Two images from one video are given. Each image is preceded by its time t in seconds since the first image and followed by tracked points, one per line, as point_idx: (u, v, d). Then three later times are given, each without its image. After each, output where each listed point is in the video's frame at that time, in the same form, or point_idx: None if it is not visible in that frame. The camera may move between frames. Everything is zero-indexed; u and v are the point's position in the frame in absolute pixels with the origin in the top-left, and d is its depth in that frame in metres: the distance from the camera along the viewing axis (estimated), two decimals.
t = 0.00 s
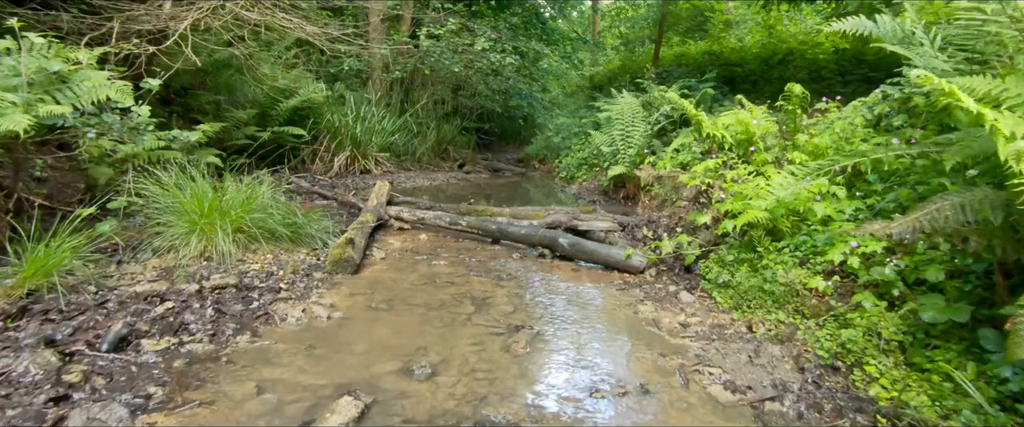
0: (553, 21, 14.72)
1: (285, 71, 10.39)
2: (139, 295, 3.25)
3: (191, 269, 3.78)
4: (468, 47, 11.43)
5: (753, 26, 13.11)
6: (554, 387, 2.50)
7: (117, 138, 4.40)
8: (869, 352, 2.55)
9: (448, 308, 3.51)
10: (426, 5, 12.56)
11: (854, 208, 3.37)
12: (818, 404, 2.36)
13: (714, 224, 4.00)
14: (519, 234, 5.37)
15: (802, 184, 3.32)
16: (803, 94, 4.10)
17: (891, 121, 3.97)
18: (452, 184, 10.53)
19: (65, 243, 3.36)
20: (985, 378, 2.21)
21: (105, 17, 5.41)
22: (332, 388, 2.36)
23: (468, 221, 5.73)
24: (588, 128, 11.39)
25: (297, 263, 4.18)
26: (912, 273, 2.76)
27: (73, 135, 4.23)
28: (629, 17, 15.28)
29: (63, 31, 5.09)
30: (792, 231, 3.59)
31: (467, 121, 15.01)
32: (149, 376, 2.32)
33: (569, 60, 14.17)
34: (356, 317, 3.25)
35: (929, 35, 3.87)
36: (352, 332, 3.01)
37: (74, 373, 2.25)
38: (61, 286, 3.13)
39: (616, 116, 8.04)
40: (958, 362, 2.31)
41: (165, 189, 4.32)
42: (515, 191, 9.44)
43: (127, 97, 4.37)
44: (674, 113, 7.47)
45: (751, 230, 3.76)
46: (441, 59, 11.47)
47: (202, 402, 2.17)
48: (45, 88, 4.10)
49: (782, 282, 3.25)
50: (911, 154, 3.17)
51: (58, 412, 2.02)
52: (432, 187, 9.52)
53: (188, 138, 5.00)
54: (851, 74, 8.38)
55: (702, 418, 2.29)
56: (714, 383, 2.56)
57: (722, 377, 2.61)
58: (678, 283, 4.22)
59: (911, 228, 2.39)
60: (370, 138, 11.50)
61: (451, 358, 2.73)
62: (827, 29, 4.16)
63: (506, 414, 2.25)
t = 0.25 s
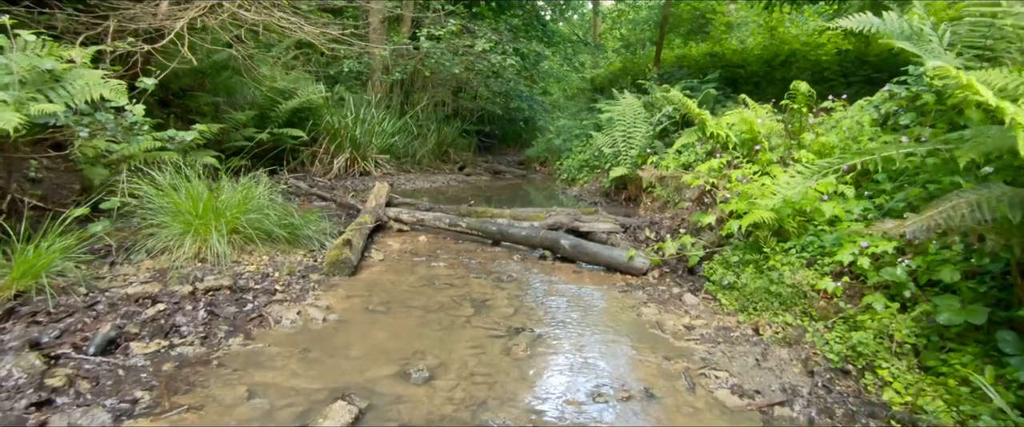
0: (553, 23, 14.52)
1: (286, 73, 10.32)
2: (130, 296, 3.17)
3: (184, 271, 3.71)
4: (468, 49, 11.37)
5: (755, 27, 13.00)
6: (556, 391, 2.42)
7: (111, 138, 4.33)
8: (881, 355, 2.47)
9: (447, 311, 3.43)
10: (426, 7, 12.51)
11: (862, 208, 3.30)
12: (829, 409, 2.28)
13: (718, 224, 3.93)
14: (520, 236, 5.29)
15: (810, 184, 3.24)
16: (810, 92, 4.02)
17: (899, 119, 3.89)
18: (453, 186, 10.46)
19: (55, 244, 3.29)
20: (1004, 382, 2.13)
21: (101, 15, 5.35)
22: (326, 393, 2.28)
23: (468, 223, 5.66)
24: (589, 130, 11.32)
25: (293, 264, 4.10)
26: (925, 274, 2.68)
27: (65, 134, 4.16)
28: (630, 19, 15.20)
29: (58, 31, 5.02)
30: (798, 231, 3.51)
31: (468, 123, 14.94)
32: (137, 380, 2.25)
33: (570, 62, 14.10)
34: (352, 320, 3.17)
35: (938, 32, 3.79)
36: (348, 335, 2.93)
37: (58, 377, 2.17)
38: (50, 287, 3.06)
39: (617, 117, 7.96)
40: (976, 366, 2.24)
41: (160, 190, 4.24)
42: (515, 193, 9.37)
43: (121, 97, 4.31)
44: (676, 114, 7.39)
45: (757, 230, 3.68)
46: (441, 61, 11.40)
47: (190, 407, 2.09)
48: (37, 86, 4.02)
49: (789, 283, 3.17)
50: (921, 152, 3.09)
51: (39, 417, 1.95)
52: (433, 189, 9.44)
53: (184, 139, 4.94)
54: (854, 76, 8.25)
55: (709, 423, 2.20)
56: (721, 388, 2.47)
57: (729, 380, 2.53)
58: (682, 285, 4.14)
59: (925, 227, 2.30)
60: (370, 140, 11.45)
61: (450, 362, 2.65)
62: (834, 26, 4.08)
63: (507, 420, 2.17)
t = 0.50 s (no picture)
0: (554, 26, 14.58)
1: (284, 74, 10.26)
2: (120, 298, 3.09)
3: (177, 272, 3.62)
4: (468, 50, 11.30)
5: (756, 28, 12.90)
6: (557, 396, 2.33)
7: (103, 137, 4.26)
8: (895, 358, 2.38)
9: (445, 313, 3.34)
10: (426, 8, 12.44)
11: (872, 207, 3.21)
12: (841, 414, 2.19)
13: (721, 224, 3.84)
14: (520, 237, 5.20)
15: (818, 182, 3.15)
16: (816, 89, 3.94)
17: (907, 116, 3.80)
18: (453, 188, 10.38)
19: (42, 244, 3.22)
20: None
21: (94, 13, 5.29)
22: (318, 397, 2.20)
23: (468, 224, 5.57)
24: (591, 131, 11.24)
25: (289, 265, 4.02)
26: (939, 274, 2.59)
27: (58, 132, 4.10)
28: (631, 21, 15.11)
29: (51, 28, 4.95)
30: (805, 231, 3.42)
31: (468, 125, 14.87)
32: (121, 384, 2.16)
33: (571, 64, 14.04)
34: (348, 322, 3.09)
35: (947, 27, 3.70)
36: (343, 337, 2.85)
37: (38, 381, 2.09)
38: (36, 289, 2.98)
39: (619, 117, 7.88)
40: (996, 369, 2.15)
41: (153, 190, 4.16)
42: (516, 195, 9.30)
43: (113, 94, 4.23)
44: (678, 114, 7.31)
45: (762, 230, 3.59)
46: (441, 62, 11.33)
47: (175, 413, 2.01)
48: (28, 84, 3.95)
49: (797, 284, 3.09)
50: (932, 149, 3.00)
51: (16, 424, 1.86)
52: (433, 190, 9.37)
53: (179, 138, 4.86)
54: (857, 76, 8.16)
55: None
56: (728, 391, 2.38)
57: (736, 384, 2.44)
58: (686, 286, 4.06)
59: (940, 225, 2.22)
60: (370, 141, 11.39)
61: (447, 365, 2.57)
62: (840, 21, 3.99)
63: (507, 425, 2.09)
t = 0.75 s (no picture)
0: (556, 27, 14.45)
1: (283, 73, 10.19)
2: (108, 299, 3.00)
3: (169, 273, 3.54)
4: (469, 50, 11.22)
5: (758, 28, 12.79)
6: (559, 401, 2.24)
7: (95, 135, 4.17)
8: (911, 361, 2.29)
9: (444, 314, 3.25)
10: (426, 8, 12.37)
11: (883, 205, 3.11)
12: (856, 420, 2.10)
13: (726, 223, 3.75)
14: (521, 237, 5.11)
15: (828, 180, 3.05)
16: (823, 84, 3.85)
17: (918, 113, 3.71)
18: (453, 188, 10.30)
19: (29, 243, 3.14)
20: None
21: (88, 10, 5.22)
22: (309, 402, 2.10)
23: (468, 224, 5.48)
24: (592, 132, 11.15)
25: (284, 265, 3.93)
26: (956, 273, 2.49)
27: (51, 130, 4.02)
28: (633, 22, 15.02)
29: (44, 25, 4.87)
30: (814, 230, 3.33)
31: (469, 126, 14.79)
32: (104, 388, 2.07)
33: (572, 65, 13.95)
34: (343, 324, 2.99)
35: (959, 20, 3.60)
36: (338, 339, 2.75)
37: (16, 386, 2.00)
38: (22, 290, 2.89)
39: (620, 117, 7.79)
40: (1020, 373, 2.06)
41: (146, 189, 4.07)
42: (517, 196, 9.21)
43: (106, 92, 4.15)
44: (681, 113, 7.22)
45: (770, 229, 3.50)
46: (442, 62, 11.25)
47: (159, 418, 1.92)
48: (18, 81, 3.87)
49: (807, 285, 2.99)
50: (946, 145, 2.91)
51: None
52: (433, 191, 9.28)
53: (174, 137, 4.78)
54: (862, 75, 8.04)
55: None
56: (737, 396, 2.29)
57: (746, 389, 2.34)
58: (690, 287, 3.97)
59: (960, 222, 2.15)
60: (369, 142, 11.30)
61: (445, 368, 2.47)
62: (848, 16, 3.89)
63: None
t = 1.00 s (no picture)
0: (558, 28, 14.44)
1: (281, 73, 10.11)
2: (95, 301, 2.91)
3: (160, 274, 3.44)
4: (470, 50, 11.13)
5: (761, 28, 12.67)
6: (561, 408, 2.14)
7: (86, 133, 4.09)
8: (931, 367, 2.19)
9: (442, 317, 3.15)
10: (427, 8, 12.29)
11: (896, 204, 3.01)
12: None
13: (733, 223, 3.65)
14: (522, 238, 5.01)
15: (840, 178, 2.95)
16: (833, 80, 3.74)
17: (930, 110, 3.60)
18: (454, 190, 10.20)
19: (15, 244, 3.07)
20: None
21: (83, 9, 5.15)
22: (299, 410, 2.00)
23: (468, 225, 5.38)
24: (594, 132, 11.06)
25: (279, 267, 3.83)
26: (976, 275, 2.39)
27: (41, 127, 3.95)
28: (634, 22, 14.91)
29: (36, 23, 4.78)
30: (824, 230, 3.23)
31: (470, 127, 14.71)
32: (83, 395, 1.98)
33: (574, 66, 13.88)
34: (337, 327, 2.89)
35: (972, 15, 3.49)
36: (331, 344, 2.65)
37: None
38: (6, 292, 2.81)
39: (623, 116, 7.69)
40: None
41: (138, 188, 3.98)
42: (518, 198, 9.12)
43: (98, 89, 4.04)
44: (684, 113, 7.13)
45: (778, 230, 3.39)
46: (442, 62, 11.18)
47: None
48: (7, 78, 3.77)
49: (817, 287, 2.89)
50: (963, 142, 2.80)
51: None
52: (433, 192, 9.19)
53: (168, 135, 4.68)
54: (866, 75, 7.95)
55: None
56: (749, 403, 2.19)
57: (757, 396, 2.24)
58: (695, 289, 3.86)
59: (985, 221, 2.10)
60: (369, 143, 11.19)
61: (442, 374, 2.37)
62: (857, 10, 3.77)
63: None
